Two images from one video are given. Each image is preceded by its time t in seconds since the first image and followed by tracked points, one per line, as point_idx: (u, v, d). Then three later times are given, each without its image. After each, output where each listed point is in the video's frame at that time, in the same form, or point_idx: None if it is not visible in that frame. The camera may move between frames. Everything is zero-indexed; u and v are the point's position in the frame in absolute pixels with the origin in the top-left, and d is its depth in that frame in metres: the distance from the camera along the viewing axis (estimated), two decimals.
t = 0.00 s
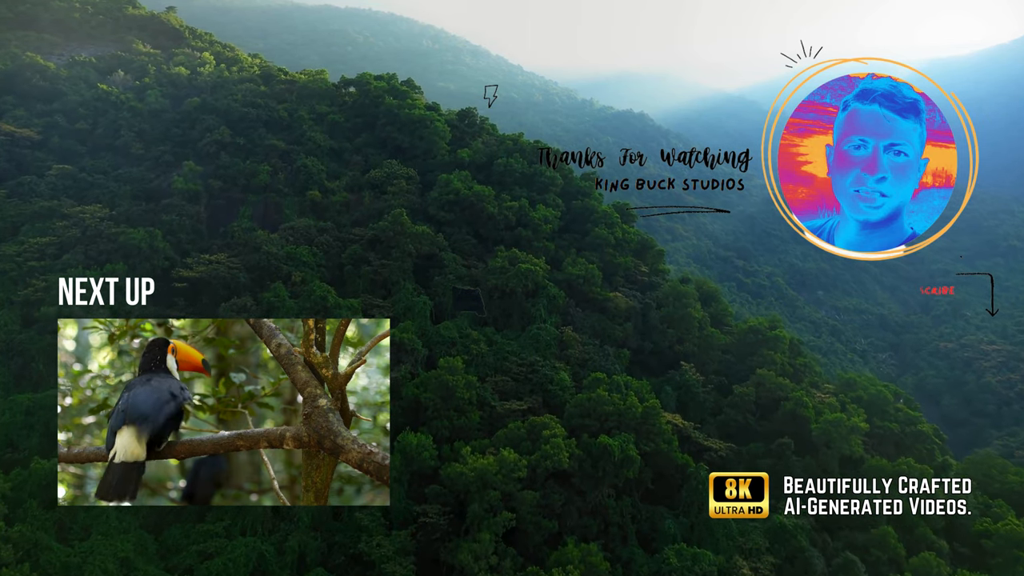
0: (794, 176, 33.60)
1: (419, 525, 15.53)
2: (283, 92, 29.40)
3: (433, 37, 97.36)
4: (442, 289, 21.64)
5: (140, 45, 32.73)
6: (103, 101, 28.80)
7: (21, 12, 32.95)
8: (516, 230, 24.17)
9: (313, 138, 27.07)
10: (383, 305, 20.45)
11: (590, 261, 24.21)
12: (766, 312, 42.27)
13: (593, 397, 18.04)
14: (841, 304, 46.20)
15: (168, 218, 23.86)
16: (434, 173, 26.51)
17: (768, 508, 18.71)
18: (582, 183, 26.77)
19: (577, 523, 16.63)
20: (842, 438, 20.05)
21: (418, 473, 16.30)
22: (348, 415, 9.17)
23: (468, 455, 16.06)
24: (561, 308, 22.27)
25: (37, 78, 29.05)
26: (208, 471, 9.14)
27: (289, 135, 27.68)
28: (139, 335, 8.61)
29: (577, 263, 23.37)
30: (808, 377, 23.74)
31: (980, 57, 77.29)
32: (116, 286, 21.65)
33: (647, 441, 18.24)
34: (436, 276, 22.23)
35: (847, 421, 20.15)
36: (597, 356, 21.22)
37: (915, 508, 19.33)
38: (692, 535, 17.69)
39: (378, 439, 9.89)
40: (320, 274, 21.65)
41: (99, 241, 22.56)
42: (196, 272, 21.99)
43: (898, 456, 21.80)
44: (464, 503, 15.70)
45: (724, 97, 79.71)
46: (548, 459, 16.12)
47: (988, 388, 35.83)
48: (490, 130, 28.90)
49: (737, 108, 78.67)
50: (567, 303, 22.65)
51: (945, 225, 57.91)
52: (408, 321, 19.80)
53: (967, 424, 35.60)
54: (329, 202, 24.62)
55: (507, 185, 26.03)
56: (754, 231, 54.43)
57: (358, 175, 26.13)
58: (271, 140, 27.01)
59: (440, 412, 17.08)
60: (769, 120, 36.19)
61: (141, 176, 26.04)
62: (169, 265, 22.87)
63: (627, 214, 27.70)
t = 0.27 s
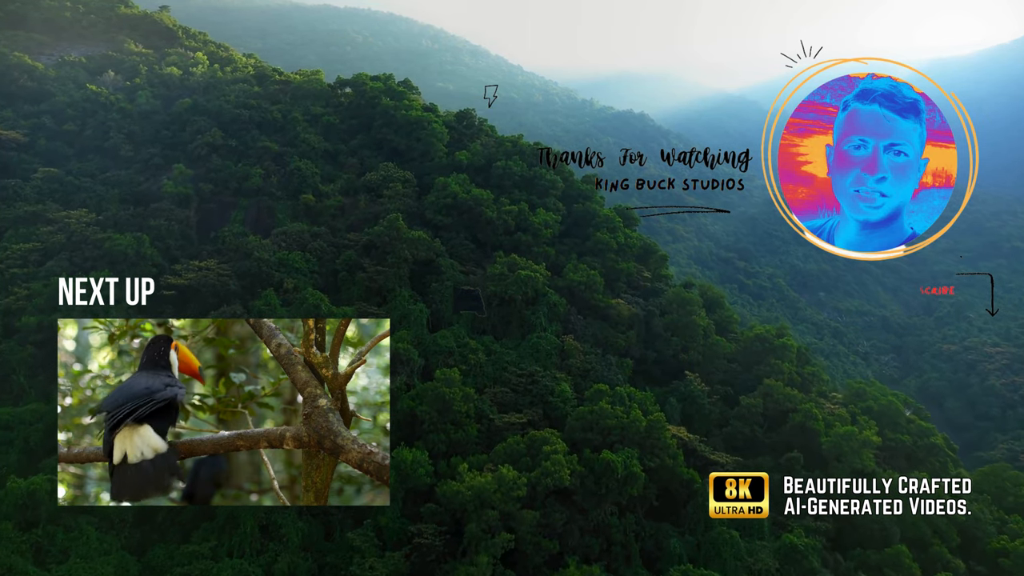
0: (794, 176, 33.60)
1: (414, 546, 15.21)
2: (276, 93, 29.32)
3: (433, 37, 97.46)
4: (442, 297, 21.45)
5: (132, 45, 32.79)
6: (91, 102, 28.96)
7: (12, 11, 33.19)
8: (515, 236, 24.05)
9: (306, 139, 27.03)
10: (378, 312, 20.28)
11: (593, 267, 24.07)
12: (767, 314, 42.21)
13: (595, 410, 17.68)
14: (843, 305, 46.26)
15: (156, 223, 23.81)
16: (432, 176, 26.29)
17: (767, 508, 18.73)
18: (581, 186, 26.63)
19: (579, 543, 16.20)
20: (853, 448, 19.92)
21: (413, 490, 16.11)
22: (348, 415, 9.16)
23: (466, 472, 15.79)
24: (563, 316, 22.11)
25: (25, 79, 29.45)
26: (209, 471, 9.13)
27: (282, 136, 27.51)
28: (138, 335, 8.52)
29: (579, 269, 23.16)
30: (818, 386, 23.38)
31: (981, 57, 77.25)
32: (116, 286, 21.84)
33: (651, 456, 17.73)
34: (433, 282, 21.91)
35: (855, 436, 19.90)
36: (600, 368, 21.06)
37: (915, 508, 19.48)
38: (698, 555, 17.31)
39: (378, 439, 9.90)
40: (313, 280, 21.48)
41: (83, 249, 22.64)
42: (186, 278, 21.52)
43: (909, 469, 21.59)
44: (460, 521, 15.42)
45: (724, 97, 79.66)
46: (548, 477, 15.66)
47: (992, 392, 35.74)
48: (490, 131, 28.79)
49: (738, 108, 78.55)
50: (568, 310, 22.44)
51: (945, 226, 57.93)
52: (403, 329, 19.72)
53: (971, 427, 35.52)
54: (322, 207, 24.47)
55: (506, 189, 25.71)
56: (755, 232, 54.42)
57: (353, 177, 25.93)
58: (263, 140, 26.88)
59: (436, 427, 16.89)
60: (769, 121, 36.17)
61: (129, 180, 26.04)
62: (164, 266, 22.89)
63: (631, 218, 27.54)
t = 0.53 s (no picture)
0: (794, 176, 33.60)
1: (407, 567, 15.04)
2: (264, 96, 29.41)
3: (432, 37, 97.57)
4: (442, 307, 21.34)
5: (124, 45, 32.60)
6: (80, 104, 28.54)
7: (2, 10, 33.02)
8: (514, 241, 23.92)
9: (300, 141, 27.16)
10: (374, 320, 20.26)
11: (594, 273, 24.04)
12: (768, 315, 42.19)
13: (597, 424, 17.56)
14: (845, 307, 46.37)
15: (143, 228, 23.61)
16: (428, 180, 26.29)
17: (768, 508, 19.19)
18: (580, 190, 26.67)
19: (582, 563, 16.01)
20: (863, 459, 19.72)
21: (409, 509, 15.98)
22: (348, 415, 9.16)
23: (463, 491, 15.59)
24: (563, 324, 22.19)
25: (12, 79, 28.90)
26: (208, 472, 9.12)
27: (277, 139, 27.64)
28: (138, 335, 8.56)
29: (580, 276, 23.14)
30: (827, 397, 23.25)
31: (981, 58, 77.31)
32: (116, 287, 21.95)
33: (657, 473, 17.53)
34: (430, 290, 21.78)
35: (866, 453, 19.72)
36: (602, 379, 20.98)
37: (915, 508, 19.50)
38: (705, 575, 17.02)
39: (378, 439, 9.88)
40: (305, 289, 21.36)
41: (66, 256, 22.48)
42: (174, 286, 21.30)
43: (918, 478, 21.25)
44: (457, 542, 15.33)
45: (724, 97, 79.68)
46: (550, 496, 15.35)
47: (996, 395, 35.69)
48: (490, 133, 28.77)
49: (738, 108, 78.51)
50: (569, 318, 22.47)
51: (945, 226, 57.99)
52: (398, 341, 19.39)
53: (975, 431, 35.45)
54: (316, 211, 24.47)
55: (502, 191, 25.91)
56: (756, 233, 54.41)
57: (347, 181, 25.93)
58: (256, 143, 27.03)
59: (432, 441, 16.85)
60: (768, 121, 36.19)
61: (118, 184, 25.99)
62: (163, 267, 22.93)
63: (634, 221, 27.61)
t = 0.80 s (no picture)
0: (794, 176, 33.57)
1: None
2: (253, 99, 29.12)
3: (431, 36, 97.76)
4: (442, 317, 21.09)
5: (113, 45, 32.64)
6: (67, 105, 28.37)
7: None
8: (514, 247, 23.83)
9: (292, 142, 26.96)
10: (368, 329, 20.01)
11: (597, 280, 23.97)
12: (769, 317, 42.19)
13: (601, 442, 17.36)
14: (847, 309, 46.67)
15: (128, 234, 23.61)
16: (425, 183, 26.11)
17: (768, 508, 19.88)
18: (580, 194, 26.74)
19: None
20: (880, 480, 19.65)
21: (402, 533, 15.76)
22: (347, 415, 9.15)
23: (458, 517, 15.24)
24: (564, 334, 21.89)
25: None
26: (209, 471, 9.17)
27: (270, 142, 27.51)
28: (138, 335, 8.58)
29: (580, 283, 23.08)
30: (836, 408, 23.69)
31: (982, 58, 77.34)
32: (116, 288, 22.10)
33: (662, 492, 17.35)
34: (426, 299, 21.58)
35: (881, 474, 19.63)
36: (604, 392, 20.70)
37: (914, 508, 19.35)
38: None
39: (378, 439, 9.87)
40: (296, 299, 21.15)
41: (47, 263, 22.08)
42: (156, 296, 21.30)
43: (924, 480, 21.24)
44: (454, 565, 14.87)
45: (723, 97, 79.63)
46: (550, 520, 15.17)
47: (1001, 398, 35.67)
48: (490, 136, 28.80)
49: (739, 108, 78.44)
50: (571, 329, 22.22)
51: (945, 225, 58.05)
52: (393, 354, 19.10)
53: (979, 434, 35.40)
54: (308, 216, 24.32)
55: (500, 196, 25.83)
56: (758, 235, 54.42)
57: (341, 186, 25.80)
58: (247, 146, 26.97)
59: (428, 460, 16.58)
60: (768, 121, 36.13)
61: (104, 188, 26.01)
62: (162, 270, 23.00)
63: (636, 225, 27.66)
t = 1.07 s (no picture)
0: (794, 175, 33.56)
1: None
2: (245, 100, 29.24)
3: (430, 37, 97.82)
4: (442, 329, 20.65)
5: (102, 45, 32.30)
6: (53, 107, 27.63)
7: None
8: (511, 254, 23.58)
9: (283, 145, 26.89)
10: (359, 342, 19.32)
11: (598, 288, 23.93)
12: (771, 320, 42.13)
13: (604, 462, 16.84)
14: (850, 311, 46.67)
15: (114, 241, 23.00)
16: (422, 188, 25.87)
17: (768, 508, 19.88)
18: (579, 199, 26.87)
19: None
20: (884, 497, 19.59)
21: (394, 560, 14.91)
22: (347, 415, 9.16)
23: (454, 543, 14.38)
24: (565, 346, 21.85)
25: None
26: (208, 472, 8.91)
27: (262, 144, 27.54)
28: (138, 335, 8.52)
29: (584, 291, 23.03)
30: (846, 422, 23.51)
31: (981, 58, 77.42)
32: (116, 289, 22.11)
33: (668, 516, 16.75)
34: (421, 309, 21.18)
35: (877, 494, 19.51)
36: (608, 408, 20.27)
37: (914, 508, 19.49)
38: None
39: (377, 439, 9.93)
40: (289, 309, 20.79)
41: (27, 271, 21.40)
42: (142, 308, 20.39)
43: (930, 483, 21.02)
44: None
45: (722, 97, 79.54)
46: (551, 548, 14.35)
47: (1006, 401, 35.51)
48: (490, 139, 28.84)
49: (740, 109, 78.42)
50: (573, 341, 22.25)
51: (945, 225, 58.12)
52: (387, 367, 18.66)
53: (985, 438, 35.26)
54: (299, 221, 24.08)
55: (501, 203, 25.61)
56: (759, 236, 54.42)
57: (334, 190, 25.62)
58: (237, 149, 26.78)
59: (422, 480, 15.80)
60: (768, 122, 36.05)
61: (91, 194, 25.08)
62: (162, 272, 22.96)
63: (639, 230, 27.54)
